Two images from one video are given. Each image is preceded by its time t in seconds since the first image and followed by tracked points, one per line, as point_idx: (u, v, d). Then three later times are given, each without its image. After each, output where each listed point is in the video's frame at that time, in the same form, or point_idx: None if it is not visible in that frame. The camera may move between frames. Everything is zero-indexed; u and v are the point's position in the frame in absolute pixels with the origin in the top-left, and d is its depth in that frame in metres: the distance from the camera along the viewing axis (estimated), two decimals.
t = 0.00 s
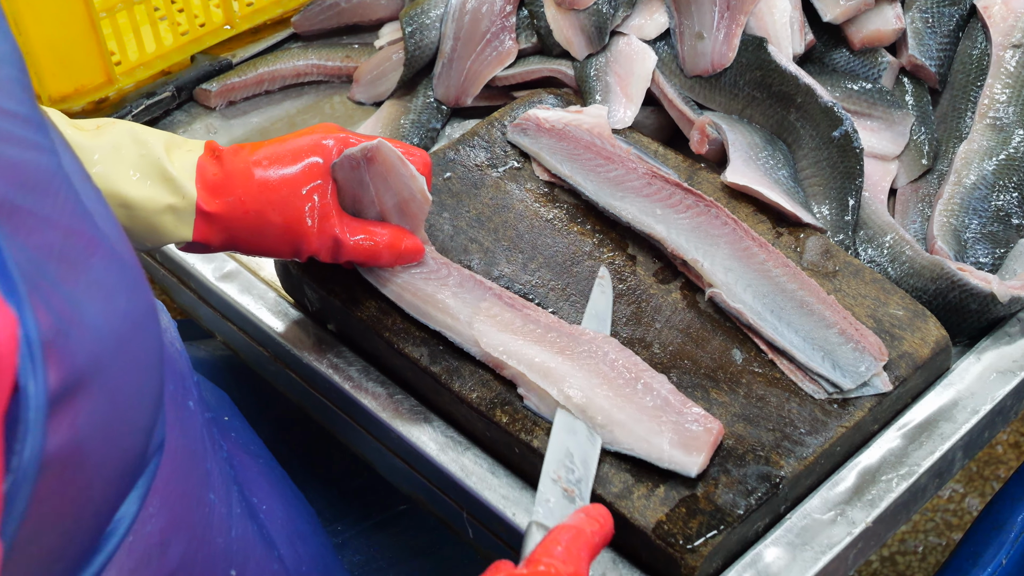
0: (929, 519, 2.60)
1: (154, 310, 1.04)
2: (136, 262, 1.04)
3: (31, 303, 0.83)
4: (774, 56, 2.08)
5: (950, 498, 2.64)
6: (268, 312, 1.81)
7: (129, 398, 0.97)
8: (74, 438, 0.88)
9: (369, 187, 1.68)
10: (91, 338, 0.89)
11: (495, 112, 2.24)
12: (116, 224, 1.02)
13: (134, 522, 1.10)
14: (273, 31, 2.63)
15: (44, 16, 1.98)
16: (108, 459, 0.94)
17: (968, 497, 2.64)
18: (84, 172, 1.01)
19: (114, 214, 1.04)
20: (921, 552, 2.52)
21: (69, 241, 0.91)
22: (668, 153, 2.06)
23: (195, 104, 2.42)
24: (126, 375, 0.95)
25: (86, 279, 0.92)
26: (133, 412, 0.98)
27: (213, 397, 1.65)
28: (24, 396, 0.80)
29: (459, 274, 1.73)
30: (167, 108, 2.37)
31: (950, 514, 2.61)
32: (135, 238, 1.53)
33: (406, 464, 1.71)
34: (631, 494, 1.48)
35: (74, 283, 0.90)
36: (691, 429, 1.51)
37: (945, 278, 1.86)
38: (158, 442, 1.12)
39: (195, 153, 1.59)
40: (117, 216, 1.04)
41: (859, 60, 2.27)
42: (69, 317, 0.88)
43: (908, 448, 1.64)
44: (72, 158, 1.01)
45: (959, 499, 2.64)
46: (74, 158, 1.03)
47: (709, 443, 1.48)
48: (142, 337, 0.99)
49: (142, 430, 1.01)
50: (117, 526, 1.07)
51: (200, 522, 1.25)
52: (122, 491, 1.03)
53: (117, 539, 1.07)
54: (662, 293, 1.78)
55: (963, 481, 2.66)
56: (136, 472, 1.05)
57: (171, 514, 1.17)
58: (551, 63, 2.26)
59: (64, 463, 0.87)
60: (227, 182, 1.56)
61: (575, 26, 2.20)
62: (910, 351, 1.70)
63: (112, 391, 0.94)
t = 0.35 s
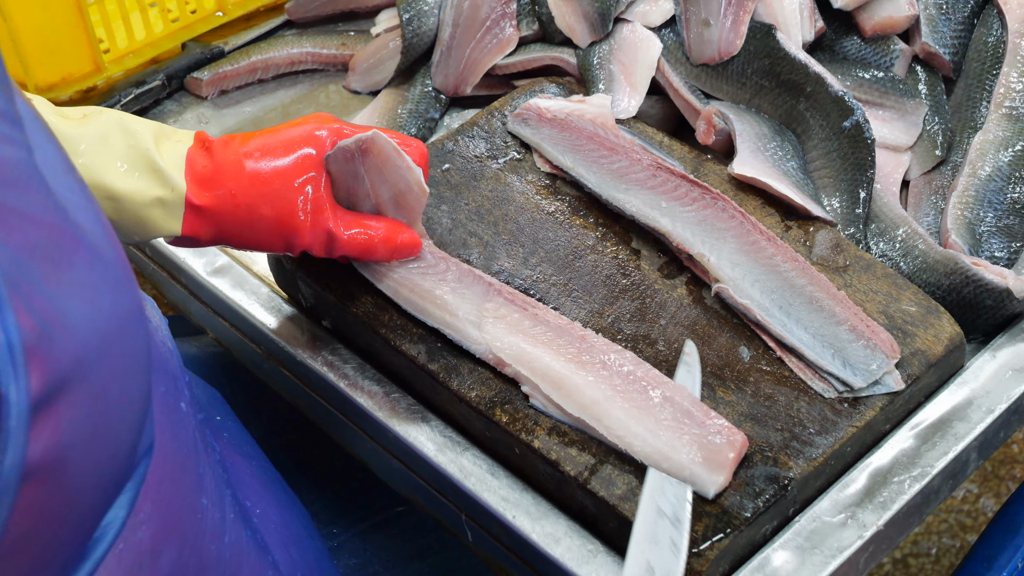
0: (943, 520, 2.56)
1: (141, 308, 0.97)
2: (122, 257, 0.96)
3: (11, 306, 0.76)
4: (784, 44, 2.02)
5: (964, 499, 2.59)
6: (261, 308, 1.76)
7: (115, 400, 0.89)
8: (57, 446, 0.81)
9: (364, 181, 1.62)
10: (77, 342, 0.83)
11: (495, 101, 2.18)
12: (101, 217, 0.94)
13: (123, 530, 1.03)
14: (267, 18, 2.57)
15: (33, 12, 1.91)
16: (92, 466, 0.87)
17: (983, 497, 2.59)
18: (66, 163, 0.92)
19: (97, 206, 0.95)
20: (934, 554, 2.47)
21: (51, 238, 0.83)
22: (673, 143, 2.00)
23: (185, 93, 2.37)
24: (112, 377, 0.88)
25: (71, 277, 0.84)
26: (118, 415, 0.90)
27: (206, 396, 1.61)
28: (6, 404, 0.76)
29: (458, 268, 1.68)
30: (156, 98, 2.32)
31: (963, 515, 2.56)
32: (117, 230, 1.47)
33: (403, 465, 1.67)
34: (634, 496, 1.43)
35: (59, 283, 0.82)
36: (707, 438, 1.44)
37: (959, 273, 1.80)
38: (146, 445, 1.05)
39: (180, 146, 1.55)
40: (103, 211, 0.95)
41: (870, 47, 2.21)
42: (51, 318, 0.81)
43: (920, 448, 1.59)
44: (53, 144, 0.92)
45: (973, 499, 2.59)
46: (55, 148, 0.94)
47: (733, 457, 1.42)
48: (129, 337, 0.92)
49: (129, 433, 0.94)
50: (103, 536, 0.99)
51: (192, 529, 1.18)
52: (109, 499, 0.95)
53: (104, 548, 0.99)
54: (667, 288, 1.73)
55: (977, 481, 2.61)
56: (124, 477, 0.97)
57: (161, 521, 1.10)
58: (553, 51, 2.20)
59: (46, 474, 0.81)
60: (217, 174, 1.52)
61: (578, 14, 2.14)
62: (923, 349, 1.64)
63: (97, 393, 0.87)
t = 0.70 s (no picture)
0: (952, 523, 2.52)
1: (113, 310, 0.91)
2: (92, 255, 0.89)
3: None
4: (788, 35, 1.97)
5: (974, 501, 2.55)
6: (251, 306, 1.71)
7: (80, 410, 0.85)
8: (13, 461, 0.77)
9: (367, 169, 1.58)
10: (33, 352, 0.78)
11: (491, 94, 2.13)
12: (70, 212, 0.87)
13: (108, 544, 0.99)
14: (258, 8, 2.53)
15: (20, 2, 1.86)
16: (54, 479, 0.83)
17: (992, 499, 2.56)
18: (33, 159, 0.82)
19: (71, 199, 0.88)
20: (943, 558, 2.44)
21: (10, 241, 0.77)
22: (674, 137, 1.95)
23: (174, 85, 2.33)
24: (76, 386, 0.84)
25: (31, 280, 0.79)
26: (82, 425, 0.86)
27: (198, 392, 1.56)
28: None
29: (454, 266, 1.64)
30: (144, 90, 2.28)
31: (973, 517, 2.53)
32: (106, 224, 1.43)
33: (397, 467, 1.63)
34: (634, 500, 1.39)
35: (15, 289, 0.77)
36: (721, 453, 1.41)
37: (968, 271, 1.76)
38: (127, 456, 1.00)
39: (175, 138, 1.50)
40: (72, 204, 0.87)
41: (877, 39, 2.16)
42: (5, 326, 0.76)
43: (928, 451, 1.54)
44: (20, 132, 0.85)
45: (983, 501, 2.55)
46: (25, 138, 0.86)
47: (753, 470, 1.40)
48: (96, 343, 0.87)
49: (99, 444, 0.89)
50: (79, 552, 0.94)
51: (178, 543, 1.14)
52: (76, 513, 0.90)
53: (79, 566, 0.94)
54: (667, 286, 1.68)
55: (987, 483, 2.57)
56: (95, 492, 0.92)
57: (145, 536, 1.06)
58: (550, 42, 2.16)
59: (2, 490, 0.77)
60: (211, 165, 1.48)
61: (577, 3, 2.09)
62: (930, 349, 1.60)
63: (58, 403, 0.82)
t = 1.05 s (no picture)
0: (961, 526, 2.49)
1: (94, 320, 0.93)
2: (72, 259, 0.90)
3: None
4: (791, 27, 1.93)
5: (982, 503, 2.52)
6: (242, 305, 1.68)
7: (66, 421, 0.87)
8: None
9: (344, 127, 1.50)
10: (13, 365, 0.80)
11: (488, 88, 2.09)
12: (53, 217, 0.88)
13: (80, 552, 0.97)
14: None
15: None
16: (30, 489, 0.85)
17: (1002, 502, 2.53)
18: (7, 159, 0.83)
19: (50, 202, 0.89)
20: (952, 562, 2.40)
21: None
22: (675, 132, 1.91)
23: (164, 78, 2.28)
24: (58, 396, 0.86)
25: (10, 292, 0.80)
26: (62, 434, 0.87)
27: (176, 393, 1.54)
28: None
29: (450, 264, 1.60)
30: (133, 83, 2.23)
31: (982, 520, 2.50)
32: (81, 210, 1.36)
33: (391, 470, 1.60)
34: (632, 503, 1.35)
35: None
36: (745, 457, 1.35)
37: (975, 269, 1.72)
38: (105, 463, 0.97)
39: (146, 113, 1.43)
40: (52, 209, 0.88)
41: (882, 31, 2.11)
42: None
43: (934, 453, 1.50)
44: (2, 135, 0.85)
45: (992, 504, 2.52)
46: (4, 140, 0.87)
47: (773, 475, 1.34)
48: (77, 353, 0.88)
49: (78, 452, 0.90)
50: (55, 560, 0.93)
51: (157, 545, 1.12)
52: (53, 521, 0.90)
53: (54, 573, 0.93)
54: (668, 284, 1.65)
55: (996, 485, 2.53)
56: (74, 502, 0.93)
57: (123, 539, 1.04)
58: (548, 35, 2.12)
59: None
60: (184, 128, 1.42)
61: None
62: (936, 348, 1.56)
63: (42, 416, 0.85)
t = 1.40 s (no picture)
0: (966, 531, 2.45)
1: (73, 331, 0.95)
2: (49, 272, 0.93)
3: None
4: (792, 23, 1.90)
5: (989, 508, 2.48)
6: (233, 307, 1.65)
7: (40, 429, 0.88)
8: None
9: None
10: None
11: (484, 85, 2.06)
12: (32, 234, 0.93)
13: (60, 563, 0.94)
14: None
15: None
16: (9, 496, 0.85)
17: (1009, 507, 2.49)
18: None
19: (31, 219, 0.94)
20: (958, 568, 2.37)
21: None
22: (674, 130, 1.88)
23: (154, 75, 2.24)
24: (36, 405, 0.87)
25: None
26: (41, 441, 0.88)
27: (164, 394, 1.51)
28: None
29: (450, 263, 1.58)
30: (122, 81, 2.16)
31: (989, 524, 2.46)
32: None
33: (384, 474, 1.57)
34: (631, 508, 1.32)
35: None
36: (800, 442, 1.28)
37: (980, 269, 1.69)
38: (82, 473, 0.96)
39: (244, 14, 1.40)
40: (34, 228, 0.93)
41: (885, 26, 2.08)
42: None
43: (938, 456, 1.47)
44: None
45: (999, 508, 2.48)
46: None
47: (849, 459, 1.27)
48: (56, 361, 0.90)
49: (55, 459, 0.91)
50: (34, 567, 0.93)
51: (139, 555, 1.06)
52: (31, 530, 0.91)
53: None
54: (667, 285, 1.61)
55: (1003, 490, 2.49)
56: (49, 509, 0.93)
57: (105, 546, 0.99)
58: (545, 31, 2.08)
59: None
60: None
61: None
62: (940, 350, 1.53)
63: (18, 425, 0.86)
